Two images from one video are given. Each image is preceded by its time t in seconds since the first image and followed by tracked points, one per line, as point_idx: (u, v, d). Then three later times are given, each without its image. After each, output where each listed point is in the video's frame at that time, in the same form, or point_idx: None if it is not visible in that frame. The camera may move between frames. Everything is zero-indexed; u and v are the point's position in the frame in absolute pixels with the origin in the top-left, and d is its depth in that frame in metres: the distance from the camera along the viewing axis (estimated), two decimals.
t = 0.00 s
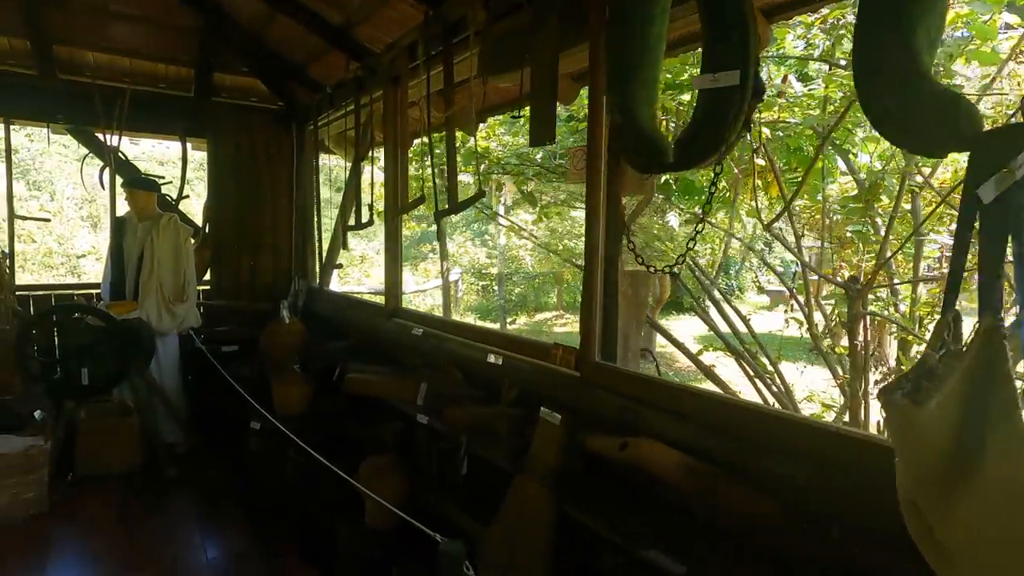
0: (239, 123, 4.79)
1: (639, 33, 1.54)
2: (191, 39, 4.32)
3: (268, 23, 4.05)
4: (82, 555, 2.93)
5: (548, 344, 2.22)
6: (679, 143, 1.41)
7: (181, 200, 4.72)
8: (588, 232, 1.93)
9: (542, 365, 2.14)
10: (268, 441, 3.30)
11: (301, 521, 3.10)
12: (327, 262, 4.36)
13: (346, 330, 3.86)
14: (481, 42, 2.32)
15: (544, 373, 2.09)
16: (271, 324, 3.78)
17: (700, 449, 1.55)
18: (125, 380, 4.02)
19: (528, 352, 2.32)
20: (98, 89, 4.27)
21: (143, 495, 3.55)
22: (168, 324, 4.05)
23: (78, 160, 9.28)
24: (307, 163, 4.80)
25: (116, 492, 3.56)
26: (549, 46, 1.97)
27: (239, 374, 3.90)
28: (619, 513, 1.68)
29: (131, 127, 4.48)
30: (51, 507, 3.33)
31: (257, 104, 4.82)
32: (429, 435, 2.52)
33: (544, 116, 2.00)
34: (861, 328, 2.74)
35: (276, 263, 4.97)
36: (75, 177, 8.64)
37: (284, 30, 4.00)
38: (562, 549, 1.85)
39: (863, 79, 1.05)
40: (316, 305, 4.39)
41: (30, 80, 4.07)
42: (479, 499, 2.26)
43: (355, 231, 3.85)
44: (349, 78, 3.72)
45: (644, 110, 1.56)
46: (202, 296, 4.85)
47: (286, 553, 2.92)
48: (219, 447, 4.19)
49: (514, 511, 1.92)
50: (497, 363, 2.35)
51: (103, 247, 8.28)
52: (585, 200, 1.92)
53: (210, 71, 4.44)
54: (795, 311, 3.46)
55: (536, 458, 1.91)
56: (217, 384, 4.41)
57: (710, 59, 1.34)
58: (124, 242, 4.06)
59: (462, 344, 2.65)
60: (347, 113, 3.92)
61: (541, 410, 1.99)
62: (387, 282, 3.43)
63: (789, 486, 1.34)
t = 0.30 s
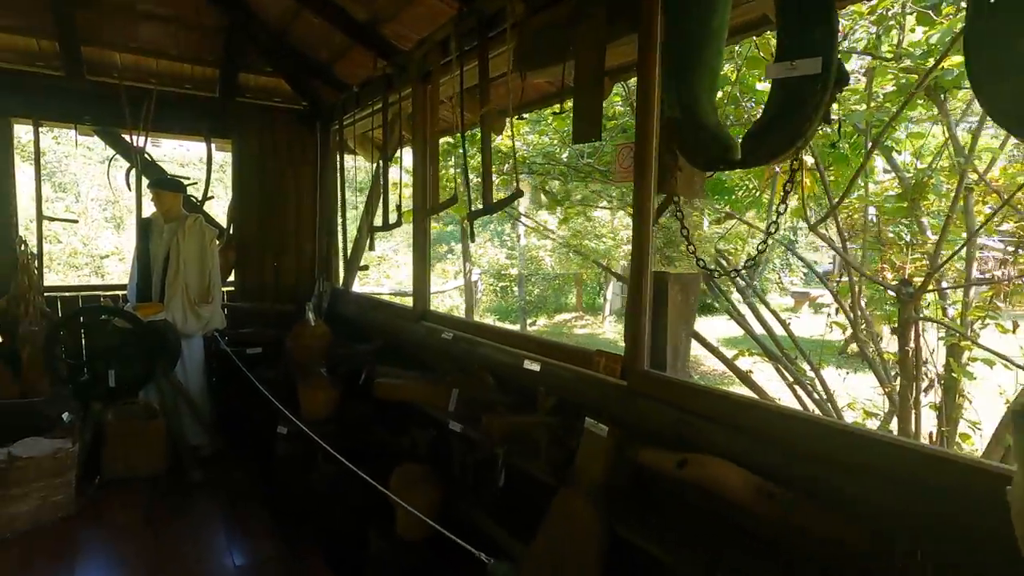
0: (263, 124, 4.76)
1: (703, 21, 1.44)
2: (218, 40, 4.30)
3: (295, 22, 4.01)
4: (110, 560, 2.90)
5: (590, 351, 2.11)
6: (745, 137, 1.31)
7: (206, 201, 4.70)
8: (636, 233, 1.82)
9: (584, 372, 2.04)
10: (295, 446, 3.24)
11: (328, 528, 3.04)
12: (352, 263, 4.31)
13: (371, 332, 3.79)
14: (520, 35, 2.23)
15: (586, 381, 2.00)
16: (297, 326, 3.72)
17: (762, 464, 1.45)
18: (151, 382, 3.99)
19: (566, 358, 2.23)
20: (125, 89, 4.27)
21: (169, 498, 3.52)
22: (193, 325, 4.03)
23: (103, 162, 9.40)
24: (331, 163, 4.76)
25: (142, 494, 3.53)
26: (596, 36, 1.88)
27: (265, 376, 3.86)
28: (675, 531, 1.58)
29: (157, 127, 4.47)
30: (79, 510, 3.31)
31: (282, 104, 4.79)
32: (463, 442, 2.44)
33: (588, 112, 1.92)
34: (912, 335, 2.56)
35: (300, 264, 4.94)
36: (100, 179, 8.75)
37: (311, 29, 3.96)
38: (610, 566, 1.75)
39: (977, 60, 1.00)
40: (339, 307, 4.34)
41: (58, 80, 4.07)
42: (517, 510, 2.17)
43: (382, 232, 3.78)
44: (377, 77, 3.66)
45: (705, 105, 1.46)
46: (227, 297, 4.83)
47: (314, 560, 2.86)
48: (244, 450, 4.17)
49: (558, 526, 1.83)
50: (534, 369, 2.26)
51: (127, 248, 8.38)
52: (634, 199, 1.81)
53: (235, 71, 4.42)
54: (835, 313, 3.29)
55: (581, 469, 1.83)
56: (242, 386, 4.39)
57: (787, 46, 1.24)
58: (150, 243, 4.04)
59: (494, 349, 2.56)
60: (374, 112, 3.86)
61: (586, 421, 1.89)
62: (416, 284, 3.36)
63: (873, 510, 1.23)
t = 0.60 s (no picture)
0: (299, 122, 4.74)
1: None
2: (255, 38, 4.29)
3: (331, 19, 3.96)
4: (147, 559, 2.87)
5: (644, 358, 1.96)
6: (841, 124, 1.21)
7: (242, 200, 4.70)
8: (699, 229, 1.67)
9: (636, 379, 1.91)
10: (329, 450, 3.17)
11: (363, 535, 2.96)
12: (385, 263, 4.24)
13: (405, 333, 3.70)
14: (569, 20, 2.11)
15: (640, 389, 1.86)
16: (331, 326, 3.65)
17: (849, 488, 1.30)
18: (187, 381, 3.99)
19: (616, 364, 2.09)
20: (164, 89, 4.29)
21: (205, 498, 3.50)
22: (228, 325, 4.03)
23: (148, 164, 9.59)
24: (366, 162, 4.71)
25: (179, 494, 3.52)
26: (654, 20, 1.75)
27: (300, 376, 3.82)
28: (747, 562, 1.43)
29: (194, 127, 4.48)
30: (117, 509, 3.31)
31: (316, 102, 4.78)
32: (504, 451, 2.32)
33: (645, 99, 1.78)
34: (991, 342, 2.27)
35: (334, 263, 4.90)
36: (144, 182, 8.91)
37: (348, 26, 3.91)
38: None
39: None
40: (372, 308, 4.28)
41: (101, 81, 4.11)
42: (563, 526, 2.05)
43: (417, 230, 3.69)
44: (413, 72, 3.57)
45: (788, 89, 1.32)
46: (262, 297, 4.82)
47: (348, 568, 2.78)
48: (278, 451, 4.14)
49: (611, 547, 1.69)
50: (581, 375, 2.13)
51: (167, 248, 8.58)
52: (698, 192, 1.66)
53: (271, 69, 4.41)
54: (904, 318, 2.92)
55: (638, 484, 1.69)
56: (277, 386, 4.37)
57: (893, 12, 1.09)
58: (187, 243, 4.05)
59: (535, 353, 2.44)
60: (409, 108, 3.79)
61: (643, 436, 1.76)
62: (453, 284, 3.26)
63: (992, 547, 1.07)
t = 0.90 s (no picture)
0: (338, 121, 4.68)
1: None
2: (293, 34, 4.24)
3: (369, 11, 3.86)
4: (182, 561, 2.81)
5: (713, 371, 1.77)
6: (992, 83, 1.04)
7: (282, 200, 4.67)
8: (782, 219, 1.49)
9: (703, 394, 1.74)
10: (365, 457, 3.05)
11: (400, 547, 2.82)
12: (423, 263, 4.12)
13: (445, 337, 3.57)
14: None
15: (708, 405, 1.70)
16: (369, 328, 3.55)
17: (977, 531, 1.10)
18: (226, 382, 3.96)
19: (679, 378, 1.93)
20: (206, 88, 4.28)
21: (243, 500, 3.44)
22: (267, 325, 3.98)
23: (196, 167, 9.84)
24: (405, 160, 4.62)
25: (217, 496, 3.48)
26: None
27: (337, 377, 3.74)
28: None
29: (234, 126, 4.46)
30: (156, 509, 3.28)
31: (355, 100, 4.71)
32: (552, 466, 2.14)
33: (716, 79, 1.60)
34: None
35: (372, 263, 4.82)
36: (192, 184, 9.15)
37: (386, 17, 3.80)
38: None
39: None
40: (411, 309, 4.19)
41: (145, 81, 4.13)
42: (620, 552, 1.85)
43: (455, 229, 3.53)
44: (452, 63, 3.43)
45: (914, 55, 1.16)
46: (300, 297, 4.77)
47: None
48: (315, 453, 4.07)
49: None
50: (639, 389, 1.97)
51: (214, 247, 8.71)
52: (786, 180, 1.48)
53: (311, 67, 4.35)
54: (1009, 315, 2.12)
55: (710, 513, 1.49)
56: (314, 388, 4.31)
57: None
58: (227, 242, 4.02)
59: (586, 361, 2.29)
60: (449, 103, 3.65)
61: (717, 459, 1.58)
62: (494, 287, 3.14)
63: None
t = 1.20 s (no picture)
0: (365, 119, 4.58)
1: None
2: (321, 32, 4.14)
3: (396, 5, 3.74)
4: (204, 570, 2.72)
5: (783, 391, 1.58)
6: None
7: (309, 200, 4.60)
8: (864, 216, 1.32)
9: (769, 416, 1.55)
10: (391, 468, 2.92)
11: (427, 565, 2.68)
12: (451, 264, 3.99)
13: (473, 342, 3.42)
14: None
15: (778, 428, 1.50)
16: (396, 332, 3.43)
17: None
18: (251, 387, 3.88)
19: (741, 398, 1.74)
20: (233, 87, 4.23)
21: (267, 507, 3.35)
22: (292, 329, 3.88)
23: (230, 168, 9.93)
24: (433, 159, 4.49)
25: (241, 502, 3.41)
26: None
27: (362, 383, 3.63)
28: None
29: (262, 126, 4.40)
30: (180, 516, 3.21)
31: (382, 98, 4.60)
32: (591, 488, 1.97)
33: (786, 56, 1.42)
34: None
35: (399, 265, 4.70)
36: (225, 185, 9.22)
37: (414, 11, 3.67)
38: None
39: None
40: (438, 311, 4.04)
41: (173, 81, 4.10)
42: None
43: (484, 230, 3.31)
44: (483, 57, 3.28)
45: None
46: (327, 299, 4.69)
47: None
48: (341, 459, 3.98)
49: None
50: (695, 408, 1.78)
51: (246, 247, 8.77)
52: (879, 169, 1.28)
53: (338, 65, 4.26)
54: None
55: (783, 554, 1.31)
56: (340, 392, 4.22)
57: None
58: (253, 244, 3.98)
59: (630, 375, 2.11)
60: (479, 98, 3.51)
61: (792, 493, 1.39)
62: (526, 290, 2.93)
63: None
